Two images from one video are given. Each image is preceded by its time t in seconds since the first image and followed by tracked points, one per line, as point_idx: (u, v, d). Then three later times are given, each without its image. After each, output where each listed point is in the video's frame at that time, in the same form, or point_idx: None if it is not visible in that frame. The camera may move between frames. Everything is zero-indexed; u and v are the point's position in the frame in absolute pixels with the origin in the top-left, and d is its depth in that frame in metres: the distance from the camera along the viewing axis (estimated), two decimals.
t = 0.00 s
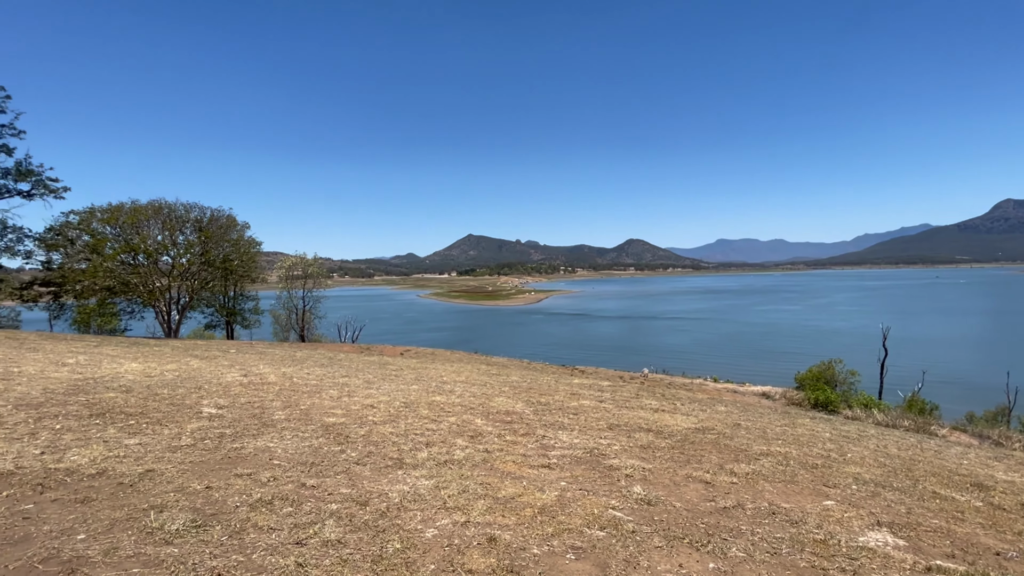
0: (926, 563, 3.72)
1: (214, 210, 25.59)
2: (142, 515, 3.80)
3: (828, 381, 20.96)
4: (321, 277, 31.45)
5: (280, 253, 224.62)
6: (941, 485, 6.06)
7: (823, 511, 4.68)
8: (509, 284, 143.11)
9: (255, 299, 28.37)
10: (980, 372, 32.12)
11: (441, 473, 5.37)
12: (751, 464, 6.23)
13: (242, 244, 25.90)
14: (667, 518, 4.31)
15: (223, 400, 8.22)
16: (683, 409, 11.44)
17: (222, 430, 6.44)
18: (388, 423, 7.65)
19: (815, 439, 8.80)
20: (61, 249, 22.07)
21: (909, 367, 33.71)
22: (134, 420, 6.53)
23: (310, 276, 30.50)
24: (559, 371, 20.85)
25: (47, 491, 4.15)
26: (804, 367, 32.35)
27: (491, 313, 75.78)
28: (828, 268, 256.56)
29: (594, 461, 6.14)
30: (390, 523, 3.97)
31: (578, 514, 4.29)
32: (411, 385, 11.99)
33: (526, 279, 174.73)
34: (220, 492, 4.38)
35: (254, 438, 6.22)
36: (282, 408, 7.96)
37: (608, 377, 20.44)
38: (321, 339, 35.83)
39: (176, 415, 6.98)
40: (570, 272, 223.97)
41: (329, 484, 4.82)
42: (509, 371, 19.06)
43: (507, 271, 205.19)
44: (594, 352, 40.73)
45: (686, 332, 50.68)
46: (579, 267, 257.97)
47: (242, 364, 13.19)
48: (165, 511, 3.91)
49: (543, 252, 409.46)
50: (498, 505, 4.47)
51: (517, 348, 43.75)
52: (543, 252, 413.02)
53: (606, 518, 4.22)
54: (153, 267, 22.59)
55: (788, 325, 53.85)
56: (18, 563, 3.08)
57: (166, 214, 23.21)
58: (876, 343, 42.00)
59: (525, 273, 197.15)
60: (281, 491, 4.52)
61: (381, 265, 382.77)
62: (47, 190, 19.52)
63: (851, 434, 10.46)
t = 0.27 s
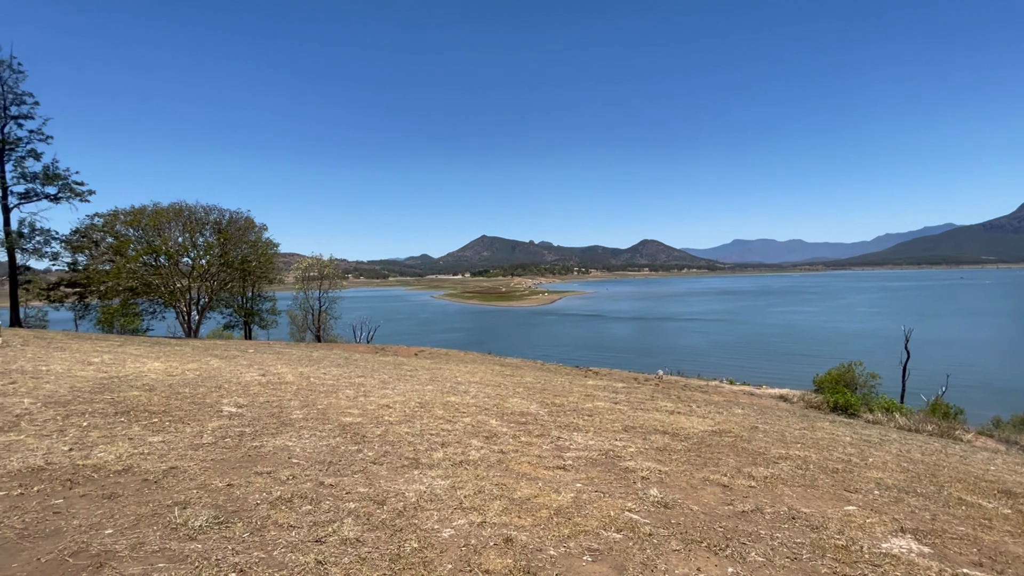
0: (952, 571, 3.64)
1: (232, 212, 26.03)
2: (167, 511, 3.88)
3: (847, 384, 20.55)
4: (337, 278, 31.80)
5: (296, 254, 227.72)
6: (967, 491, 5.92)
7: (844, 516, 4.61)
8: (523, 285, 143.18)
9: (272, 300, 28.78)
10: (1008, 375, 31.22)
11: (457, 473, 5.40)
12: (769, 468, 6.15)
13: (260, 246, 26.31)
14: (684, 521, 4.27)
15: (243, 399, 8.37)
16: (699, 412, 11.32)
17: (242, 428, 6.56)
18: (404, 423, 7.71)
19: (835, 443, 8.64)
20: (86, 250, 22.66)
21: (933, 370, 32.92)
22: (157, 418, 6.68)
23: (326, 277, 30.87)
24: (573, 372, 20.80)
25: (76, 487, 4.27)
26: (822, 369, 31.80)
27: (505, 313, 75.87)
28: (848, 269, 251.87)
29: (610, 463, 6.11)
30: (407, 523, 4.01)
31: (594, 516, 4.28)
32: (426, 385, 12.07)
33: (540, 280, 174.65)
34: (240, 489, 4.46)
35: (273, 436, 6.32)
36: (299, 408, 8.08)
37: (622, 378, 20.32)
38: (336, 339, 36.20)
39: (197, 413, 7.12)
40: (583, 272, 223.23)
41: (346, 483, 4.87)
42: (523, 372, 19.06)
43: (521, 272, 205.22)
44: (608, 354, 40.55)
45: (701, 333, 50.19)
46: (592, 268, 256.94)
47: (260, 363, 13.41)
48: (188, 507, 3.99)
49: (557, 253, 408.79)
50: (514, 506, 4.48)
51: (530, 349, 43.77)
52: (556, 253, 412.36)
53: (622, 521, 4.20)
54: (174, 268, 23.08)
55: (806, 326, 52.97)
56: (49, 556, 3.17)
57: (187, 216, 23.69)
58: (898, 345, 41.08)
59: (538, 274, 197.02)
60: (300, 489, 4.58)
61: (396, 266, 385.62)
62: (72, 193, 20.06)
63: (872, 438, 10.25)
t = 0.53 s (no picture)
0: None
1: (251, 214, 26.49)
2: (191, 507, 3.97)
3: (868, 387, 20.11)
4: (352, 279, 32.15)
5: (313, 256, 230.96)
6: (995, 498, 5.75)
7: (867, 521, 4.52)
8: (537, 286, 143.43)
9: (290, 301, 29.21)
10: None
11: (473, 474, 5.42)
12: (788, 472, 6.06)
13: (278, 247, 26.71)
14: (703, 524, 4.23)
15: (263, 398, 8.51)
16: (716, 414, 11.19)
17: (262, 427, 6.68)
18: (420, 423, 7.77)
19: (857, 447, 8.47)
20: (110, 252, 23.27)
21: (958, 373, 32.03)
22: (180, 416, 6.83)
23: (342, 278, 31.26)
24: (587, 373, 20.73)
25: (104, 482, 4.39)
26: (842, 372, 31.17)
27: (518, 315, 75.98)
28: (869, 270, 246.75)
29: (626, 465, 6.08)
30: (424, 522, 4.04)
31: (611, 518, 4.26)
32: (441, 386, 12.14)
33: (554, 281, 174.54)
34: (261, 487, 4.54)
35: (292, 435, 6.43)
36: (317, 407, 8.19)
37: (638, 379, 20.18)
38: (352, 339, 36.57)
39: (219, 411, 7.27)
40: (598, 273, 222.24)
41: (364, 481, 4.93)
42: (537, 373, 19.03)
43: (535, 273, 205.27)
44: (622, 355, 40.26)
45: (718, 335, 49.51)
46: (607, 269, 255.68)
47: (278, 363, 13.63)
48: (211, 503, 4.08)
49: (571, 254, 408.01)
50: (531, 506, 4.49)
51: (544, 350, 43.69)
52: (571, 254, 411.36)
53: (639, 523, 4.17)
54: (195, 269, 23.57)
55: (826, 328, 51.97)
56: (79, 549, 3.26)
57: (207, 218, 24.19)
58: (922, 347, 40.07)
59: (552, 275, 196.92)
60: (320, 488, 4.65)
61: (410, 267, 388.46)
62: (98, 196, 20.61)
63: (895, 442, 10.02)
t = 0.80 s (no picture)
0: None
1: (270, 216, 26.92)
2: (215, 503, 4.06)
3: (892, 391, 19.65)
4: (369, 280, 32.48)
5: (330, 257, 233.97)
6: None
7: (892, 528, 4.42)
8: (552, 287, 143.16)
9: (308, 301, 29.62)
10: None
11: (490, 474, 5.44)
12: (810, 476, 5.96)
13: (296, 248, 27.08)
14: (722, 528, 4.19)
15: (283, 397, 8.65)
16: (735, 417, 11.04)
17: (282, 425, 6.79)
18: (437, 423, 7.82)
19: (881, 453, 8.27)
20: (135, 254, 23.86)
21: (987, 377, 31.06)
22: (204, 414, 6.98)
23: (358, 279, 31.62)
24: (603, 375, 20.63)
25: (132, 478, 4.51)
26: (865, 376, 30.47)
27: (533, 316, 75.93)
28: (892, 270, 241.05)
29: (643, 468, 6.04)
30: (442, 522, 4.06)
31: (629, 521, 4.24)
32: (457, 386, 12.19)
33: (569, 282, 174.07)
34: (283, 484, 4.62)
35: (312, 434, 6.52)
36: (336, 406, 8.30)
37: (654, 382, 20.02)
38: (369, 340, 36.93)
39: (241, 410, 7.41)
40: (613, 275, 220.92)
41: (383, 481, 4.98)
42: (552, 374, 18.99)
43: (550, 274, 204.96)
44: (638, 357, 39.94)
45: (736, 337, 48.80)
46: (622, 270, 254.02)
47: (297, 363, 13.84)
48: (235, 500, 4.16)
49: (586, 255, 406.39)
50: (548, 507, 4.49)
51: (559, 351, 43.55)
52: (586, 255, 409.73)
53: (658, 526, 4.15)
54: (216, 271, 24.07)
55: (848, 331, 50.82)
56: (110, 543, 3.36)
57: (228, 221, 24.66)
58: (949, 350, 38.96)
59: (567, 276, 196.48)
60: (339, 486, 4.71)
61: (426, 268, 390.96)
62: (123, 200, 21.16)
63: (921, 448, 9.76)
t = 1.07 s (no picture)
0: None
1: (291, 218, 27.35)
2: (240, 500, 4.15)
3: (919, 396, 19.11)
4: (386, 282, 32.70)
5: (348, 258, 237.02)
6: None
7: (920, 536, 4.31)
8: (569, 288, 142.67)
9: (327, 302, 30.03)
10: None
11: (509, 475, 5.45)
12: (834, 481, 5.84)
13: (316, 250, 27.46)
14: (744, 532, 4.14)
15: (303, 397, 8.79)
16: (755, 421, 10.86)
17: (303, 424, 6.91)
18: (454, 423, 7.86)
19: (909, 458, 8.05)
20: (161, 256, 24.53)
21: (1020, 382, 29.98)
22: (228, 412, 7.14)
23: (376, 280, 31.95)
24: (620, 377, 20.50)
25: (161, 474, 4.64)
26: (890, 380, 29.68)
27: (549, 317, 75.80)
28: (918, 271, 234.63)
29: (662, 470, 5.99)
30: (461, 521, 4.09)
31: (649, 524, 4.21)
32: (474, 387, 12.24)
33: (585, 283, 173.42)
34: (305, 482, 4.70)
35: (332, 433, 6.62)
36: (355, 406, 8.41)
37: (672, 384, 19.82)
38: (386, 340, 37.28)
39: (263, 409, 7.56)
40: (630, 276, 219.33)
41: (402, 480, 5.03)
42: (569, 375, 18.94)
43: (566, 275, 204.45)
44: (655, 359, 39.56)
45: (756, 339, 47.98)
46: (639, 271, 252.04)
47: (317, 363, 14.05)
48: (260, 497, 4.25)
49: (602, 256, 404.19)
50: (567, 509, 4.49)
51: (575, 353, 43.37)
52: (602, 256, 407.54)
53: (678, 529, 4.11)
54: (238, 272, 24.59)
55: (873, 333, 49.57)
56: (141, 536, 3.46)
57: (250, 223, 25.14)
58: (979, 354, 37.73)
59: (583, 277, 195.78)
60: (360, 484, 4.78)
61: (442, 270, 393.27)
62: (149, 204, 21.76)
63: (950, 454, 9.48)
